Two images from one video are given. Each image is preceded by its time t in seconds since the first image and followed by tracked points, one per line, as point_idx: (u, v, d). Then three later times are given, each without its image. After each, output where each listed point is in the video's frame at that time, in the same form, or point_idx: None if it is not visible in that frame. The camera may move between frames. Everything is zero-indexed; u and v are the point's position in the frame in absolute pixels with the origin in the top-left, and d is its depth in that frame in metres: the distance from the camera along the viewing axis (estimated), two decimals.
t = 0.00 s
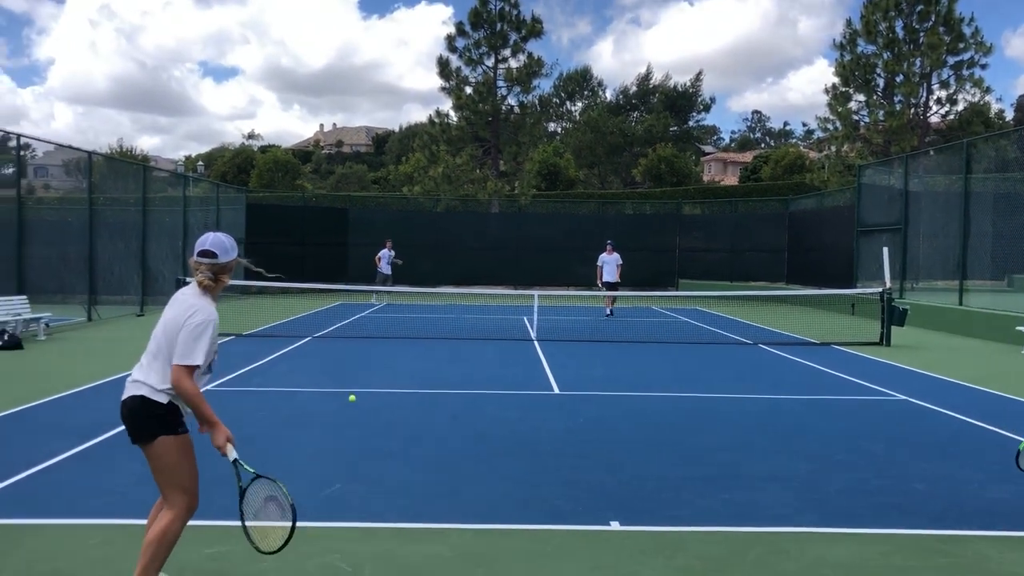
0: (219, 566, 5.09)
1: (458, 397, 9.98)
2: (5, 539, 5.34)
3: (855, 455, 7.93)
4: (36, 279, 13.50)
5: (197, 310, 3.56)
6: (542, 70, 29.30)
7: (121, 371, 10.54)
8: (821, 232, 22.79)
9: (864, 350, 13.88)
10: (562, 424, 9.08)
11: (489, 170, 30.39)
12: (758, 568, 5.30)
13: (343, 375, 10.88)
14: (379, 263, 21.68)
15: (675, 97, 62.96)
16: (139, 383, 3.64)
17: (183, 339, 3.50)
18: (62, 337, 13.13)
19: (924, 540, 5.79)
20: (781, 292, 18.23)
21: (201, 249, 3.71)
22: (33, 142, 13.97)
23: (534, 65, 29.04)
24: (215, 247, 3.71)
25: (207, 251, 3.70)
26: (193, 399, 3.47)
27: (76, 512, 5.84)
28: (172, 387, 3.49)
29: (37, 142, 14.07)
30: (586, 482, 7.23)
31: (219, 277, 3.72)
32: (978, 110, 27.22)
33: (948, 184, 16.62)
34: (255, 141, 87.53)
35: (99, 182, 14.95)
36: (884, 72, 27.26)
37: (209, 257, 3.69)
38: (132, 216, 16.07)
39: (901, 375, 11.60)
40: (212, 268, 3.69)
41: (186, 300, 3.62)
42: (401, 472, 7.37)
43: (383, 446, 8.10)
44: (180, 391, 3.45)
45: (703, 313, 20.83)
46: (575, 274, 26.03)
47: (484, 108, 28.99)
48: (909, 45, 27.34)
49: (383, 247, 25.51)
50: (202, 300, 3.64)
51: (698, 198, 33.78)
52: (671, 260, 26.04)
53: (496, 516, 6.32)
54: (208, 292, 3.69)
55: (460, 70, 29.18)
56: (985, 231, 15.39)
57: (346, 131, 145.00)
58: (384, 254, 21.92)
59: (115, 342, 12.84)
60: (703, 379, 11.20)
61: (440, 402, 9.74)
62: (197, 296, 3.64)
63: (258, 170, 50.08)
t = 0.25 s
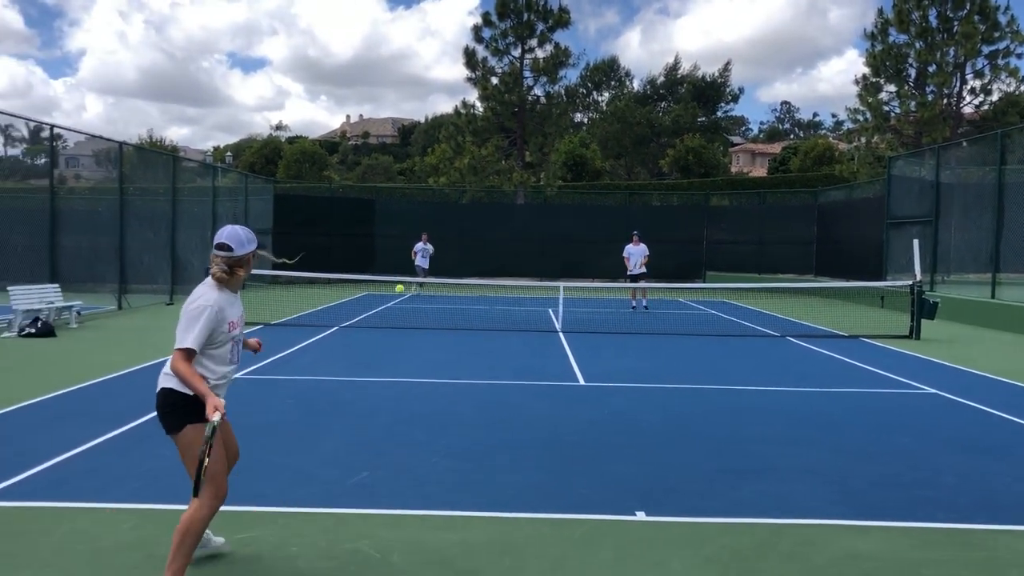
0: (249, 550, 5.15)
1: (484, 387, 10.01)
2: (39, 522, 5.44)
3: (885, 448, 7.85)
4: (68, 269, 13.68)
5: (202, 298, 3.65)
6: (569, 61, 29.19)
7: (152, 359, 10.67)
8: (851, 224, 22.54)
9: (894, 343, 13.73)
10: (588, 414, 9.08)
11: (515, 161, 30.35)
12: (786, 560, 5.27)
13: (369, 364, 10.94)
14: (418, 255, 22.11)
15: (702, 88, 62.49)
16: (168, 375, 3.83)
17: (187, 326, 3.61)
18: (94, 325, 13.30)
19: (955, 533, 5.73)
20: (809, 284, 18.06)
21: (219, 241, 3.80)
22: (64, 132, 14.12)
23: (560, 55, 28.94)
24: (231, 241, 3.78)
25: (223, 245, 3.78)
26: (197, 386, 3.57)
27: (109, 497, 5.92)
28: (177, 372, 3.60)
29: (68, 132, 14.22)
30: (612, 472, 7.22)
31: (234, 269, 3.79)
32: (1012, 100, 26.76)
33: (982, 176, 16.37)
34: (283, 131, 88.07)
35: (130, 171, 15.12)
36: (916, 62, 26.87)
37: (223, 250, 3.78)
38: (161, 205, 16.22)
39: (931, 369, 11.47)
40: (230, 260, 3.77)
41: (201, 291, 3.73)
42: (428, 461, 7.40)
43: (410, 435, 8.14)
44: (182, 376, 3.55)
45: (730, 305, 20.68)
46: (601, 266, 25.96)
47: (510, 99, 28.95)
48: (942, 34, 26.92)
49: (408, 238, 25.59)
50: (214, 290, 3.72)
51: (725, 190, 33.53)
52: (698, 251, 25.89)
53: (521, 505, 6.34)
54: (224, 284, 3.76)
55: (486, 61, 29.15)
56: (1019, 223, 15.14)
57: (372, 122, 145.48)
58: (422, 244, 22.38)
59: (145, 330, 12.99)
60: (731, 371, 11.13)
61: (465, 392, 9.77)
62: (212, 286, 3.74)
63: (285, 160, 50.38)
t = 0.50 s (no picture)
0: (265, 539, 5.18)
1: (500, 379, 10.01)
2: (60, 510, 5.48)
3: (904, 442, 7.79)
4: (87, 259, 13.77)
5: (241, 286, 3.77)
6: (587, 52, 29.08)
7: (170, 348, 10.74)
8: (870, 217, 22.36)
9: (913, 337, 13.61)
10: (604, 407, 9.06)
11: (532, 153, 30.30)
12: (803, 554, 5.24)
13: (386, 355, 10.96)
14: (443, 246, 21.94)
15: (721, 80, 62.09)
16: (198, 367, 3.86)
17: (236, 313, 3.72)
18: (113, 314, 13.40)
19: (975, 529, 5.68)
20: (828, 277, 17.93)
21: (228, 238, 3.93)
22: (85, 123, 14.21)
23: (578, 47, 28.83)
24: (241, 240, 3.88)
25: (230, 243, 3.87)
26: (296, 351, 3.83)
27: (128, 485, 5.97)
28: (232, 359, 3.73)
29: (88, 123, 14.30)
30: (628, 465, 7.20)
31: (252, 266, 3.89)
32: None
33: (1004, 168, 16.18)
34: (300, 123, 88.31)
35: (149, 162, 15.19)
36: (938, 53, 26.58)
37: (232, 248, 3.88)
38: (180, 196, 16.29)
39: (951, 363, 11.37)
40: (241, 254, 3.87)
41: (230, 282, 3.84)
42: (444, 452, 7.41)
43: (426, 427, 8.15)
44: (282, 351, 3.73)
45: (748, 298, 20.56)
46: (617, 258, 25.88)
47: (528, 90, 28.88)
48: (965, 25, 26.61)
49: (425, 229, 25.60)
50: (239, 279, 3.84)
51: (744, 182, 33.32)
52: (715, 244, 25.76)
53: (537, 497, 6.33)
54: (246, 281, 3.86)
55: (504, 52, 29.08)
56: None
57: (389, 114, 145.61)
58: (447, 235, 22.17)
59: (164, 320, 13.06)
60: (748, 365, 11.07)
61: (482, 384, 9.77)
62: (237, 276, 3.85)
63: (303, 152, 50.53)
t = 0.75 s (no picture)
0: (265, 539, 5.19)
1: (500, 378, 10.04)
2: (61, 508, 5.51)
3: (902, 443, 7.81)
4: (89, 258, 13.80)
5: (284, 250, 4.25)
6: (588, 53, 29.10)
7: (172, 347, 10.78)
8: (870, 218, 22.38)
9: (912, 338, 13.63)
10: (604, 407, 9.09)
11: (532, 153, 30.32)
12: (800, 554, 5.26)
13: (386, 354, 10.99)
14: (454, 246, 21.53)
15: (722, 80, 62.11)
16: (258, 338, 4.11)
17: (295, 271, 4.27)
18: (114, 314, 13.43)
19: (971, 529, 5.70)
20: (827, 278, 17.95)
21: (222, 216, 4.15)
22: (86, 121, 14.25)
23: (579, 47, 28.86)
24: (233, 211, 4.14)
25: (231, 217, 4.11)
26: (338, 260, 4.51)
27: (129, 485, 6.00)
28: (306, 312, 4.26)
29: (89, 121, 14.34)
30: (627, 466, 7.23)
31: (240, 236, 4.20)
32: None
33: (1004, 170, 16.20)
34: (302, 123, 88.41)
35: (150, 162, 15.22)
36: (938, 55, 26.61)
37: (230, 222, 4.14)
38: (181, 195, 16.32)
39: (949, 364, 11.40)
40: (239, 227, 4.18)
41: (264, 251, 4.22)
42: (442, 452, 7.44)
43: (425, 427, 8.18)
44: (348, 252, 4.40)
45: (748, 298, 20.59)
46: (617, 258, 25.90)
47: (529, 90, 28.91)
48: (965, 27, 26.64)
49: (426, 229, 25.62)
50: (265, 245, 4.26)
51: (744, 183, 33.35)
52: (715, 244, 25.78)
53: (536, 497, 6.36)
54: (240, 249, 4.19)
55: (505, 52, 29.09)
56: None
57: (389, 114, 145.62)
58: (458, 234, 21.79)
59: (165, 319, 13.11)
60: (747, 365, 11.10)
61: (482, 383, 9.80)
62: (262, 245, 4.25)
63: (304, 151, 50.55)
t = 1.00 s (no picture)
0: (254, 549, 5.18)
1: (488, 386, 10.04)
2: (47, 519, 5.48)
3: (888, 450, 7.87)
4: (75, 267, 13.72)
5: (291, 271, 4.34)
6: (576, 61, 29.21)
7: (160, 357, 10.73)
8: (856, 225, 22.52)
9: (898, 345, 13.72)
10: (592, 415, 9.10)
11: (520, 161, 30.37)
12: (788, 561, 5.29)
13: (374, 363, 10.97)
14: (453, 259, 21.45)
15: (709, 88, 62.41)
16: (276, 357, 4.13)
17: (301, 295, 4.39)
18: (101, 323, 13.37)
19: (956, 535, 5.75)
20: (814, 286, 18.04)
21: (240, 229, 4.14)
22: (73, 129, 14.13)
23: (567, 56, 28.96)
24: (253, 225, 4.17)
25: (252, 231, 4.13)
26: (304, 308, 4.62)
27: (117, 495, 5.97)
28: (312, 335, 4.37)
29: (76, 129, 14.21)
30: (616, 473, 7.25)
31: (259, 250, 4.22)
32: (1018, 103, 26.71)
33: (987, 178, 16.35)
34: (290, 130, 88.28)
35: (138, 170, 15.16)
36: (922, 64, 26.84)
37: (250, 236, 4.15)
38: (168, 204, 16.27)
39: (935, 370, 11.47)
40: (254, 241, 4.20)
41: (276, 269, 4.28)
42: (432, 461, 7.44)
43: (414, 435, 8.18)
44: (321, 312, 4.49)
45: (736, 306, 20.64)
46: (605, 266, 25.95)
47: (517, 99, 28.97)
48: (949, 36, 26.89)
49: (414, 237, 25.62)
50: (274, 264, 4.31)
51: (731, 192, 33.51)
52: (703, 252, 25.86)
53: (524, 505, 6.37)
54: (256, 265, 4.21)
55: (493, 61, 29.16)
56: None
57: (378, 122, 145.58)
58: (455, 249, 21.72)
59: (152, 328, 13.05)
60: (734, 373, 11.14)
61: (470, 392, 9.80)
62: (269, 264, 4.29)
63: (292, 160, 50.42)
